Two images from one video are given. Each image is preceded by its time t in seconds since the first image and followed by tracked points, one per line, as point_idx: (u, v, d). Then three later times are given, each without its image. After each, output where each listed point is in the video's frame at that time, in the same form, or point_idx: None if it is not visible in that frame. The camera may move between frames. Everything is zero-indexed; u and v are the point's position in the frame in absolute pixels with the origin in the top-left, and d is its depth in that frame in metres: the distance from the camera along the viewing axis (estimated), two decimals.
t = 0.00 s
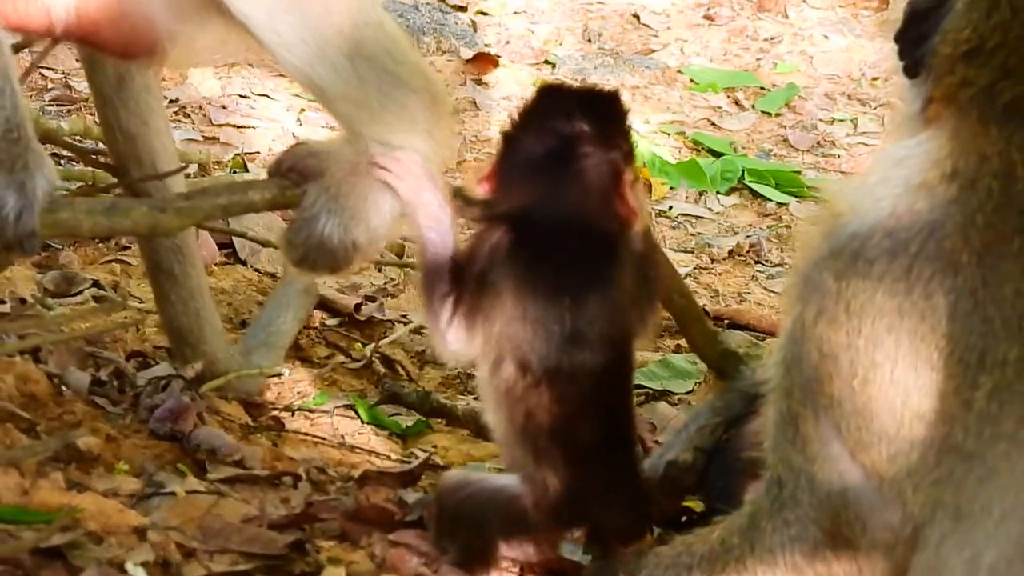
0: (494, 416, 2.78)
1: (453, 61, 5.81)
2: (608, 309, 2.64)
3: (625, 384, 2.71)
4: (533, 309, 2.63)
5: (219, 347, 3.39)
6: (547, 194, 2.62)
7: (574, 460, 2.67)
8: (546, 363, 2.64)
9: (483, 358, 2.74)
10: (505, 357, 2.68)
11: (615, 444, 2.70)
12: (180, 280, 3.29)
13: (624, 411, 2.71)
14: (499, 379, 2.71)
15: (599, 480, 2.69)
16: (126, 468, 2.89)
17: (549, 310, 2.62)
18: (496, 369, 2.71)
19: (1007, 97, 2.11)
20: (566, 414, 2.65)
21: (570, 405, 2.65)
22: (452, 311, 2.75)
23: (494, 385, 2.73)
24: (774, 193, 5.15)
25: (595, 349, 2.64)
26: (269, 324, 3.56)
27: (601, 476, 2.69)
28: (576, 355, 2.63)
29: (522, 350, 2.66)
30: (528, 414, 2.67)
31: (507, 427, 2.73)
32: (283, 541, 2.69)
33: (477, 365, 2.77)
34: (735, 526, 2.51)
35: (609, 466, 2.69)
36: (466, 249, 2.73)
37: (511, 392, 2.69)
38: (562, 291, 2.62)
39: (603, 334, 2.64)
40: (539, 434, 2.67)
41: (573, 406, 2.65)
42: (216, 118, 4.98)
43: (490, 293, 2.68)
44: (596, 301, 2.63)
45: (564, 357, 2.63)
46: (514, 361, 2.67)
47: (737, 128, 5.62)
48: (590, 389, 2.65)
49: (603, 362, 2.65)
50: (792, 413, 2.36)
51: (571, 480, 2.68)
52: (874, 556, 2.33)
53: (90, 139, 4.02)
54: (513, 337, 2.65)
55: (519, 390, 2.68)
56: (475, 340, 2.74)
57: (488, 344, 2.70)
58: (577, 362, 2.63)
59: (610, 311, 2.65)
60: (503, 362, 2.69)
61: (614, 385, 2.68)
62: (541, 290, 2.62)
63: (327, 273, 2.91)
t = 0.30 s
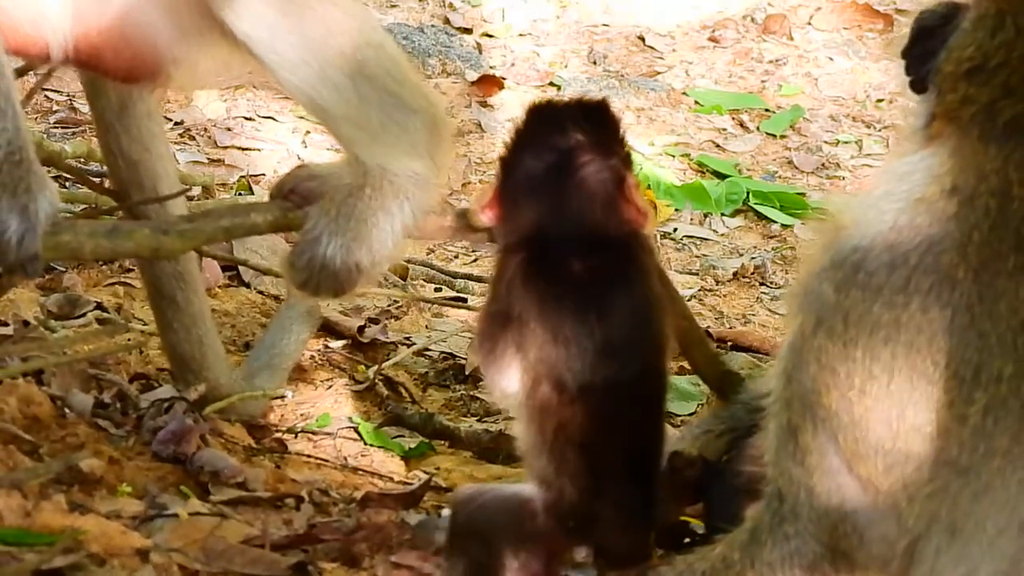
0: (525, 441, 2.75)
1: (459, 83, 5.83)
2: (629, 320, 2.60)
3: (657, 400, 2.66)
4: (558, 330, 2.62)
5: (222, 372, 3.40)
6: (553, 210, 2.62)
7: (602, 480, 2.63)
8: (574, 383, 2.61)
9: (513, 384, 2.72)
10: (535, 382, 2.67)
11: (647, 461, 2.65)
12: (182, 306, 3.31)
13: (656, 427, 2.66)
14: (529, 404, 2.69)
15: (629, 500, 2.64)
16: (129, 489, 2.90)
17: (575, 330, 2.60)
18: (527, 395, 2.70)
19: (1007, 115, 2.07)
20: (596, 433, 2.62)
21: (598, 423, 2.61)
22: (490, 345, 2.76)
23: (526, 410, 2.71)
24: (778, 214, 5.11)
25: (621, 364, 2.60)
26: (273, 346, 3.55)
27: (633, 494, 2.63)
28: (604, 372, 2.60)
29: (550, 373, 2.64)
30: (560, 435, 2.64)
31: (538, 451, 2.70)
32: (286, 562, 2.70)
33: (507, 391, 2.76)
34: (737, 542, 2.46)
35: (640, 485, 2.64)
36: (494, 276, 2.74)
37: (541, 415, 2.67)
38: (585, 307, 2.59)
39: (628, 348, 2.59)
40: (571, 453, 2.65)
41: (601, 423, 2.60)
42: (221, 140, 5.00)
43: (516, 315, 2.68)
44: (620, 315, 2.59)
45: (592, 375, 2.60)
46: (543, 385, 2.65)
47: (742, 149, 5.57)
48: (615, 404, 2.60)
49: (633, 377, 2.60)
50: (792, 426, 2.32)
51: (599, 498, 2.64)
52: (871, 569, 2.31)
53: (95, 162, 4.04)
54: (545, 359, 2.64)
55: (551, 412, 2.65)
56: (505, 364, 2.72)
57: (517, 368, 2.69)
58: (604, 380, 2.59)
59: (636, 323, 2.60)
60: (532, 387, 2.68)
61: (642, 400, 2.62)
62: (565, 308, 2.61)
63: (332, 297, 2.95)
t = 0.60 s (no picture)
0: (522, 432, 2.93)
1: (462, 99, 5.84)
2: (617, 317, 2.78)
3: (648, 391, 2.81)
4: (543, 318, 2.82)
5: (223, 388, 3.41)
6: (539, 198, 2.88)
7: (596, 468, 2.79)
8: (561, 370, 2.80)
9: (506, 375, 2.91)
10: (524, 371, 2.85)
11: (643, 454, 2.81)
12: (184, 323, 3.30)
13: (649, 418, 2.81)
14: (521, 392, 2.87)
15: (623, 489, 2.79)
16: (130, 503, 2.89)
17: (560, 318, 2.80)
18: (519, 383, 2.88)
19: (1002, 121, 2.13)
20: (585, 421, 2.78)
21: (585, 410, 2.77)
22: (476, 333, 2.93)
23: (519, 400, 2.89)
24: (781, 230, 5.11)
25: (607, 353, 2.77)
26: (275, 359, 3.54)
27: (627, 480, 2.79)
28: (588, 360, 2.78)
29: (540, 361, 2.83)
30: (552, 423, 2.82)
31: (535, 439, 2.88)
32: None
33: (503, 382, 2.94)
34: (736, 550, 2.44)
35: (634, 472, 2.80)
36: (482, 267, 2.94)
37: (533, 404, 2.85)
38: (569, 296, 2.79)
39: (612, 344, 2.77)
40: (564, 443, 2.81)
41: (589, 412, 2.77)
42: (224, 155, 5.01)
43: (504, 303, 2.88)
44: (605, 304, 2.79)
45: (578, 362, 2.78)
46: (534, 373, 2.84)
47: (745, 166, 5.58)
48: (603, 394, 2.77)
49: (618, 366, 2.77)
50: (788, 428, 2.30)
51: (594, 488, 2.80)
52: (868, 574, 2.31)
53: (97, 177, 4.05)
54: (529, 350, 2.84)
55: (540, 402, 2.83)
56: (499, 355, 2.91)
57: (509, 357, 2.88)
58: (589, 368, 2.77)
59: (622, 314, 2.78)
60: (524, 377, 2.86)
61: (631, 395, 2.78)
62: (551, 296, 2.81)
63: (334, 314, 3.00)
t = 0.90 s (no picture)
0: (515, 427, 2.91)
1: (454, 107, 5.84)
2: (623, 319, 2.79)
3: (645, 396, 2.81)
4: (552, 311, 2.81)
5: (215, 398, 3.41)
6: (557, 193, 2.94)
7: (585, 469, 2.80)
8: (564, 366, 2.77)
9: (504, 367, 2.88)
10: (526, 364, 2.83)
11: (636, 458, 2.82)
12: (176, 333, 3.30)
13: (644, 423, 2.82)
14: (520, 385, 2.84)
15: (611, 492, 2.80)
16: (122, 512, 2.89)
17: (568, 312, 2.78)
18: (518, 375, 2.85)
19: (993, 127, 2.10)
20: (580, 421, 2.77)
21: (584, 409, 2.76)
22: (476, 321, 2.90)
23: (515, 393, 2.87)
24: (772, 239, 5.11)
25: (611, 353, 2.77)
26: (267, 369, 3.55)
27: (615, 483, 2.81)
28: (593, 358, 2.76)
29: (543, 356, 2.80)
30: (546, 420, 2.80)
31: (528, 435, 2.86)
32: None
33: (500, 372, 2.91)
34: (727, 554, 2.41)
35: (625, 474, 2.81)
36: (490, 257, 2.94)
37: (530, 398, 2.83)
38: (582, 290, 2.79)
39: (616, 348, 2.77)
40: (556, 441, 2.80)
41: (588, 412, 2.76)
42: (216, 164, 5.02)
43: (511, 294, 2.86)
44: (617, 300, 2.80)
45: (583, 361, 2.76)
46: (535, 367, 2.81)
47: (736, 174, 5.59)
48: (603, 395, 2.76)
49: (621, 369, 2.77)
50: (781, 430, 2.26)
51: (582, 487, 2.81)
52: None
53: (89, 186, 4.06)
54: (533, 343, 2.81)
55: (538, 397, 2.81)
56: (500, 346, 2.88)
57: (511, 349, 2.85)
58: (593, 367, 2.76)
59: (628, 313, 2.80)
60: (524, 370, 2.83)
61: (630, 398, 2.78)
62: (559, 289, 2.80)
63: (326, 325, 3.03)
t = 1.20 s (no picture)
0: (511, 447, 2.93)
1: (448, 120, 5.85)
2: (615, 331, 2.81)
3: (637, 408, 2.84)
4: (547, 327, 2.82)
5: (210, 411, 3.42)
6: (543, 208, 2.96)
7: (581, 485, 2.81)
8: (559, 382, 2.79)
9: (500, 385, 2.90)
10: (521, 381, 2.84)
11: (632, 473, 2.83)
12: (171, 346, 3.31)
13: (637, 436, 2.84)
14: (516, 403, 2.86)
15: (607, 509, 2.81)
16: (118, 525, 2.90)
17: (563, 328, 2.80)
18: (514, 394, 2.87)
19: (990, 140, 2.14)
20: (576, 435, 2.79)
21: (580, 424, 2.78)
22: (471, 341, 2.92)
23: (511, 411, 2.88)
24: (767, 251, 5.13)
25: (605, 367, 2.79)
26: (262, 382, 3.55)
27: (612, 498, 2.81)
28: (587, 373, 2.78)
29: (539, 372, 2.81)
30: (541, 436, 2.82)
31: (523, 452, 2.88)
32: None
33: (495, 391, 2.93)
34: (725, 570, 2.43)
35: (620, 487, 2.81)
36: (482, 274, 2.95)
37: (526, 415, 2.84)
38: (576, 305, 2.80)
39: (608, 362, 2.79)
40: (552, 457, 2.82)
41: (583, 427, 2.78)
42: (211, 178, 5.03)
43: (506, 312, 2.88)
44: (610, 313, 2.82)
45: (578, 376, 2.78)
46: (531, 383, 2.83)
47: (731, 187, 5.60)
48: (595, 410, 2.78)
49: (614, 382, 2.79)
50: (780, 449, 2.27)
51: (578, 503, 2.82)
52: None
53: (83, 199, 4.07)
54: (530, 359, 2.83)
55: (534, 414, 2.82)
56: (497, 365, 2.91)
57: (507, 367, 2.87)
58: (587, 381, 2.78)
59: (621, 326, 2.82)
60: (520, 387, 2.85)
61: (623, 411, 2.80)
62: (551, 302, 2.81)
63: (322, 336, 3.05)
